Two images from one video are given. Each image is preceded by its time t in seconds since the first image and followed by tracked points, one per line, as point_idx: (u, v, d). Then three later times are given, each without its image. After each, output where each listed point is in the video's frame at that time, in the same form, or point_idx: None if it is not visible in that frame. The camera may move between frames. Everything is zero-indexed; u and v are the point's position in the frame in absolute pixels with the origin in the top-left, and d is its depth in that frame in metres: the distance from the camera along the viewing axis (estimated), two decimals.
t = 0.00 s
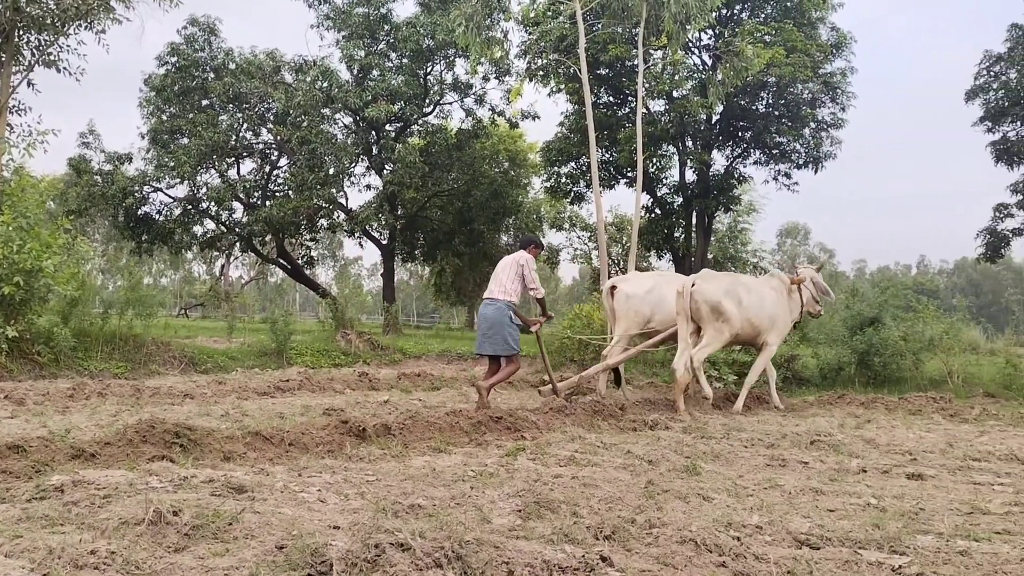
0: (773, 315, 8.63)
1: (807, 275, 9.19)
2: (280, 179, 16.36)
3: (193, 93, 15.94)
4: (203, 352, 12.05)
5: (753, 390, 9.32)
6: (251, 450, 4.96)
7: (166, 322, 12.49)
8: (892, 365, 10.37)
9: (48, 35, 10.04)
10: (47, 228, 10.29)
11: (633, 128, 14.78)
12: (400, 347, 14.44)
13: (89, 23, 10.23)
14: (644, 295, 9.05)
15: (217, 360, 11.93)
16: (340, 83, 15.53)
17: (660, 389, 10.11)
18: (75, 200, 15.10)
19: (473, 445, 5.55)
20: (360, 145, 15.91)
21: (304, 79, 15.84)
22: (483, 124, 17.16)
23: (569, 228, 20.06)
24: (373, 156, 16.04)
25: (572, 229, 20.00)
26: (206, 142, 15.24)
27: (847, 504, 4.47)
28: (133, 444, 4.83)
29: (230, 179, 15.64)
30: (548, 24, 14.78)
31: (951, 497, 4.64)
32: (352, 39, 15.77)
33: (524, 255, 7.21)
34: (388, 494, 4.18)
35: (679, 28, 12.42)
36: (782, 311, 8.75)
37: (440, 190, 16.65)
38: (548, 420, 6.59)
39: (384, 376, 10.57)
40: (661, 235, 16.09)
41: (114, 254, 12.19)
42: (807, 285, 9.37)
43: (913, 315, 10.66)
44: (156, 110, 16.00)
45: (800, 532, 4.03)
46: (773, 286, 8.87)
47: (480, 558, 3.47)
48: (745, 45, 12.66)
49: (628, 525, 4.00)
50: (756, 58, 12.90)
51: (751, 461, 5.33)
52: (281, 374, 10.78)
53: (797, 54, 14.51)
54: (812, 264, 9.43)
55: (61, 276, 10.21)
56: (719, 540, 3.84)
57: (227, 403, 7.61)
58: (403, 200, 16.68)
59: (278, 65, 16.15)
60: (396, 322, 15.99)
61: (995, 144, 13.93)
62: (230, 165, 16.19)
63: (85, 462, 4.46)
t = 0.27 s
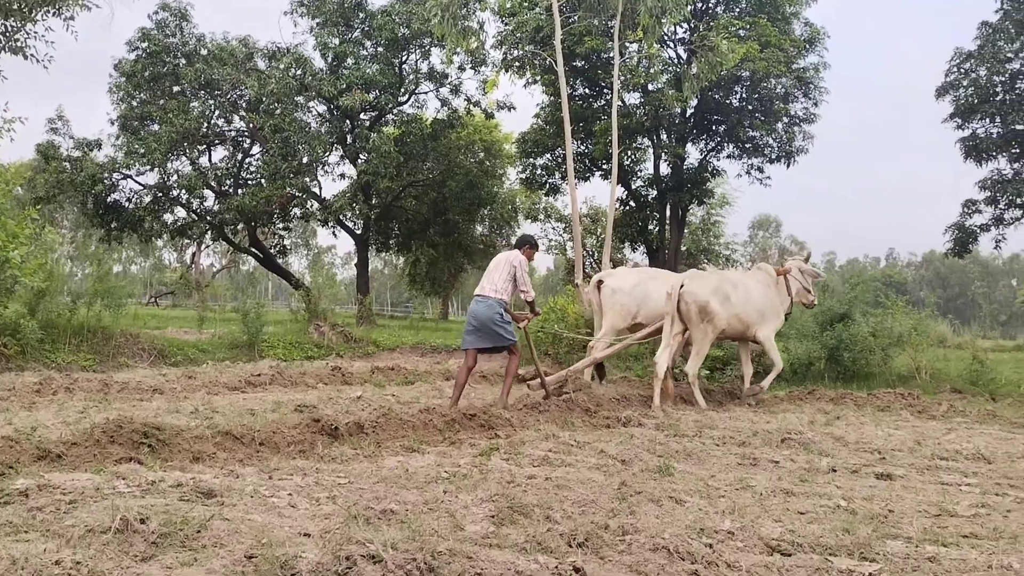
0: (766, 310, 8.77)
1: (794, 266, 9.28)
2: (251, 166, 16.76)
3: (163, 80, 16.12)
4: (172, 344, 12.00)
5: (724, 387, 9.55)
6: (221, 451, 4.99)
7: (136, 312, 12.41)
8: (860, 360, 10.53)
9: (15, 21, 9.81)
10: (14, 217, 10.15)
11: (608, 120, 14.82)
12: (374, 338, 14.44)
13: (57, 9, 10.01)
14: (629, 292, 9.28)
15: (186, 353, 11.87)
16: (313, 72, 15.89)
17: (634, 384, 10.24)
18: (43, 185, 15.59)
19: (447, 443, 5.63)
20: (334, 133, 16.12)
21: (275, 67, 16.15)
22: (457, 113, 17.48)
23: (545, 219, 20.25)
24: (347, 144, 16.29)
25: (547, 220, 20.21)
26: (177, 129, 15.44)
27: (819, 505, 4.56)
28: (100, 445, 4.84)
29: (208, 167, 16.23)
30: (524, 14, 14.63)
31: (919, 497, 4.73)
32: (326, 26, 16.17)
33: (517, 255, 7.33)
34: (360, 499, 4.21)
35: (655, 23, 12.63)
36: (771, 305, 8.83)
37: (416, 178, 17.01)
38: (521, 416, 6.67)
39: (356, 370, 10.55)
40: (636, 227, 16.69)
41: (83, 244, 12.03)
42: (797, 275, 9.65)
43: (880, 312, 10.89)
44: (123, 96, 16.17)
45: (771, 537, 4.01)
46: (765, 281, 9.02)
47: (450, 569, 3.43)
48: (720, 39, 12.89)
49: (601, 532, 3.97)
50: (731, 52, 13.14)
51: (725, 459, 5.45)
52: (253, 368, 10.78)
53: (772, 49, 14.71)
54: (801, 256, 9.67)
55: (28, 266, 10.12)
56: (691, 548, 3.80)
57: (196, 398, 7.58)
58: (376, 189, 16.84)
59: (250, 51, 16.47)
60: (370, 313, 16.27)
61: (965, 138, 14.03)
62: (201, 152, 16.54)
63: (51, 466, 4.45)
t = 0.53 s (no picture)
0: (757, 311, 9.18)
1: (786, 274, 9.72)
2: (224, 153, 19.26)
3: (136, 65, 18.52)
4: (142, 341, 12.05)
5: (699, 388, 9.80)
6: (191, 467, 5.10)
7: (105, 306, 12.43)
8: (832, 360, 10.73)
9: None
10: None
11: (587, 113, 17.18)
12: (348, 333, 14.46)
13: None
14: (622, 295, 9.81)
15: (156, 349, 11.93)
16: (286, 59, 18.17)
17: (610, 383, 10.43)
18: (14, 171, 17.34)
19: (422, 455, 5.77)
20: (309, 121, 18.84)
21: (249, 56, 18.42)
22: (434, 103, 20.42)
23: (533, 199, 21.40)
24: (323, 132, 19.27)
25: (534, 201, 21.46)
26: (148, 116, 17.68)
27: (790, 523, 4.43)
28: (64, 461, 4.92)
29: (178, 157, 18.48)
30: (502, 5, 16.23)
31: (890, 514, 4.65)
32: (303, 15, 18.45)
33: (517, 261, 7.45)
34: (331, 525, 4.17)
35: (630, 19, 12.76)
36: (763, 307, 9.28)
37: (394, 166, 19.95)
38: (498, 422, 6.81)
39: (330, 368, 10.59)
40: (610, 219, 19.61)
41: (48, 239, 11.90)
42: (788, 283, 9.99)
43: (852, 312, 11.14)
44: (95, 81, 18.40)
45: (746, 566, 3.78)
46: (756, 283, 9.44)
47: None
48: (699, 36, 14.43)
49: (576, 563, 3.77)
50: (708, 48, 14.70)
51: (699, 470, 5.55)
52: (227, 366, 10.80)
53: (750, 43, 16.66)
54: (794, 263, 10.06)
55: None
56: None
57: (166, 402, 7.63)
58: (353, 178, 19.68)
59: (223, 39, 18.94)
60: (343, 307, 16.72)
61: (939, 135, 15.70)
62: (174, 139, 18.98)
63: (14, 486, 4.53)
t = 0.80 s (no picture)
0: (749, 320, 9.19)
1: (776, 279, 9.83)
2: (201, 145, 20.13)
3: (110, 55, 19.61)
4: (115, 343, 11.90)
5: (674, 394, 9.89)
6: (162, 494, 5.04)
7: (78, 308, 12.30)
8: (808, 364, 10.89)
9: None
10: None
11: (567, 109, 17.82)
12: (325, 334, 14.34)
13: None
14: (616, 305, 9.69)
15: (129, 352, 11.78)
16: (263, 51, 19.32)
17: (587, 389, 10.43)
18: None
19: (397, 475, 5.75)
20: (287, 114, 19.83)
21: (225, 48, 19.48)
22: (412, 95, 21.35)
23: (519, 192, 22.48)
24: (300, 126, 20.08)
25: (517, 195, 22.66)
26: (122, 108, 18.62)
27: (762, 556, 4.25)
28: (32, 490, 4.83)
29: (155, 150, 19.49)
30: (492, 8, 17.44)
31: (861, 542, 4.51)
32: (279, 9, 19.64)
33: (507, 272, 7.75)
34: (299, 565, 3.96)
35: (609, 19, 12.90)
36: (756, 315, 9.30)
37: (373, 158, 20.87)
38: (474, 437, 6.84)
39: (306, 374, 10.49)
40: (589, 214, 21.23)
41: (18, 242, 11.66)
42: (778, 289, 10.09)
43: (826, 317, 11.27)
44: (70, 72, 19.65)
45: None
46: (748, 292, 9.46)
47: None
48: (677, 40, 15.40)
49: None
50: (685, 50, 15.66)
51: (674, 492, 5.49)
52: (201, 372, 10.72)
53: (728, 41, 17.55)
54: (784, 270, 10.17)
55: None
56: None
57: (138, 416, 7.56)
58: (331, 172, 20.65)
59: (199, 31, 19.74)
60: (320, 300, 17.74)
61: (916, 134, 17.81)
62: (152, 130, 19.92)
63: None
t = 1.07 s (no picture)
0: (741, 328, 9.32)
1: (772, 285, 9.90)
2: (181, 134, 20.52)
3: (90, 45, 19.88)
4: (94, 343, 11.78)
5: (654, 398, 9.93)
6: (137, 513, 4.98)
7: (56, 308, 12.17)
8: (787, 366, 10.92)
9: None
10: None
11: (551, 102, 18.74)
12: (306, 332, 14.22)
13: None
14: (611, 310, 9.70)
15: (108, 352, 11.67)
16: (245, 43, 19.75)
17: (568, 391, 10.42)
18: None
19: (374, 490, 5.74)
20: (268, 105, 20.10)
21: (207, 38, 19.92)
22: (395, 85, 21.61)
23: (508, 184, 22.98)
24: (282, 119, 20.47)
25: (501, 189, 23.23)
26: (102, 98, 18.84)
27: None
28: (6, 512, 4.77)
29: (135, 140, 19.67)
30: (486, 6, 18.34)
31: (835, 562, 4.50)
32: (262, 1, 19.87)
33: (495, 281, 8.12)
34: None
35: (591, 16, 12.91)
36: (748, 323, 9.42)
37: (354, 152, 20.71)
38: (453, 447, 6.83)
39: (285, 377, 10.42)
40: (573, 209, 21.64)
41: None
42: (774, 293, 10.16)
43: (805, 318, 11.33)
44: (50, 61, 19.83)
45: None
46: (742, 299, 9.55)
47: None
48: (661, 38, 15.30)
49: None
50: (668, 49, 15.60)
51: (652, 506, 5.48)
52: (181, 373, 10.65)
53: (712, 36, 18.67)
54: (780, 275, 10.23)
55: None
56: None
57: (116, 424, 7.52)
58: (312, 164, 20.91)
59: (180, 20, 20.14)
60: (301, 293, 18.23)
61: (897, 131, 18.37)
62: (132, 120, 20.11)
63: None
